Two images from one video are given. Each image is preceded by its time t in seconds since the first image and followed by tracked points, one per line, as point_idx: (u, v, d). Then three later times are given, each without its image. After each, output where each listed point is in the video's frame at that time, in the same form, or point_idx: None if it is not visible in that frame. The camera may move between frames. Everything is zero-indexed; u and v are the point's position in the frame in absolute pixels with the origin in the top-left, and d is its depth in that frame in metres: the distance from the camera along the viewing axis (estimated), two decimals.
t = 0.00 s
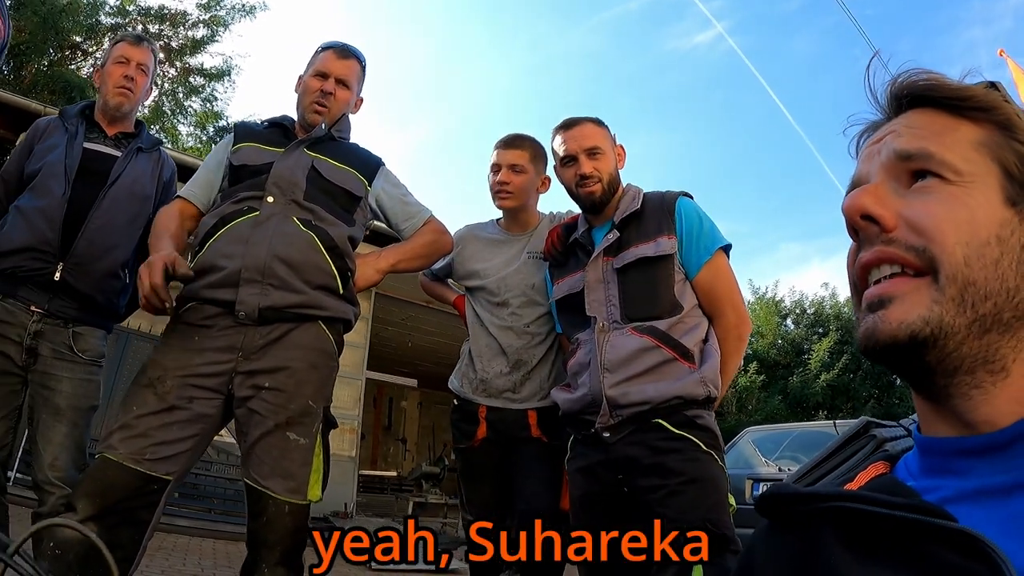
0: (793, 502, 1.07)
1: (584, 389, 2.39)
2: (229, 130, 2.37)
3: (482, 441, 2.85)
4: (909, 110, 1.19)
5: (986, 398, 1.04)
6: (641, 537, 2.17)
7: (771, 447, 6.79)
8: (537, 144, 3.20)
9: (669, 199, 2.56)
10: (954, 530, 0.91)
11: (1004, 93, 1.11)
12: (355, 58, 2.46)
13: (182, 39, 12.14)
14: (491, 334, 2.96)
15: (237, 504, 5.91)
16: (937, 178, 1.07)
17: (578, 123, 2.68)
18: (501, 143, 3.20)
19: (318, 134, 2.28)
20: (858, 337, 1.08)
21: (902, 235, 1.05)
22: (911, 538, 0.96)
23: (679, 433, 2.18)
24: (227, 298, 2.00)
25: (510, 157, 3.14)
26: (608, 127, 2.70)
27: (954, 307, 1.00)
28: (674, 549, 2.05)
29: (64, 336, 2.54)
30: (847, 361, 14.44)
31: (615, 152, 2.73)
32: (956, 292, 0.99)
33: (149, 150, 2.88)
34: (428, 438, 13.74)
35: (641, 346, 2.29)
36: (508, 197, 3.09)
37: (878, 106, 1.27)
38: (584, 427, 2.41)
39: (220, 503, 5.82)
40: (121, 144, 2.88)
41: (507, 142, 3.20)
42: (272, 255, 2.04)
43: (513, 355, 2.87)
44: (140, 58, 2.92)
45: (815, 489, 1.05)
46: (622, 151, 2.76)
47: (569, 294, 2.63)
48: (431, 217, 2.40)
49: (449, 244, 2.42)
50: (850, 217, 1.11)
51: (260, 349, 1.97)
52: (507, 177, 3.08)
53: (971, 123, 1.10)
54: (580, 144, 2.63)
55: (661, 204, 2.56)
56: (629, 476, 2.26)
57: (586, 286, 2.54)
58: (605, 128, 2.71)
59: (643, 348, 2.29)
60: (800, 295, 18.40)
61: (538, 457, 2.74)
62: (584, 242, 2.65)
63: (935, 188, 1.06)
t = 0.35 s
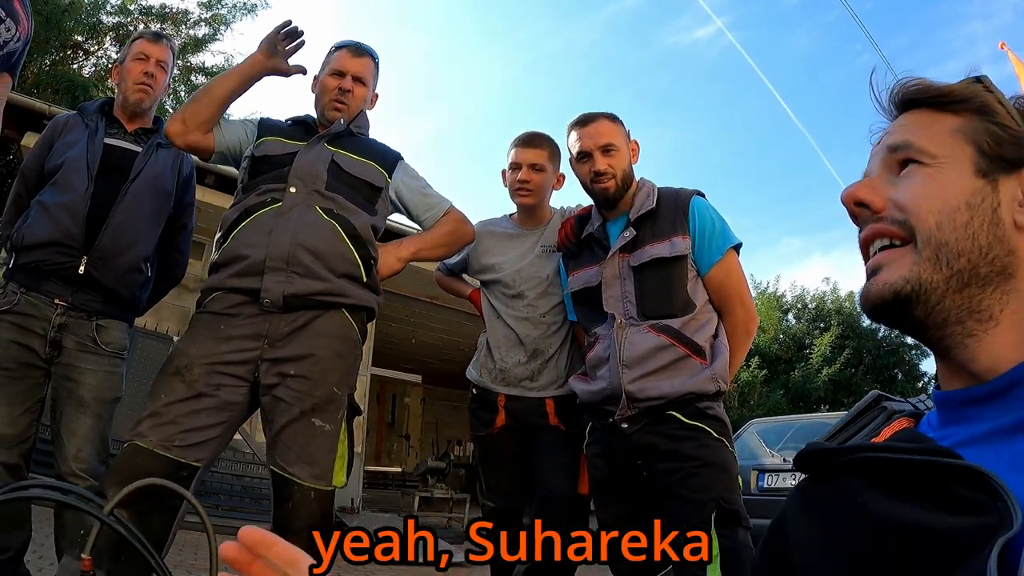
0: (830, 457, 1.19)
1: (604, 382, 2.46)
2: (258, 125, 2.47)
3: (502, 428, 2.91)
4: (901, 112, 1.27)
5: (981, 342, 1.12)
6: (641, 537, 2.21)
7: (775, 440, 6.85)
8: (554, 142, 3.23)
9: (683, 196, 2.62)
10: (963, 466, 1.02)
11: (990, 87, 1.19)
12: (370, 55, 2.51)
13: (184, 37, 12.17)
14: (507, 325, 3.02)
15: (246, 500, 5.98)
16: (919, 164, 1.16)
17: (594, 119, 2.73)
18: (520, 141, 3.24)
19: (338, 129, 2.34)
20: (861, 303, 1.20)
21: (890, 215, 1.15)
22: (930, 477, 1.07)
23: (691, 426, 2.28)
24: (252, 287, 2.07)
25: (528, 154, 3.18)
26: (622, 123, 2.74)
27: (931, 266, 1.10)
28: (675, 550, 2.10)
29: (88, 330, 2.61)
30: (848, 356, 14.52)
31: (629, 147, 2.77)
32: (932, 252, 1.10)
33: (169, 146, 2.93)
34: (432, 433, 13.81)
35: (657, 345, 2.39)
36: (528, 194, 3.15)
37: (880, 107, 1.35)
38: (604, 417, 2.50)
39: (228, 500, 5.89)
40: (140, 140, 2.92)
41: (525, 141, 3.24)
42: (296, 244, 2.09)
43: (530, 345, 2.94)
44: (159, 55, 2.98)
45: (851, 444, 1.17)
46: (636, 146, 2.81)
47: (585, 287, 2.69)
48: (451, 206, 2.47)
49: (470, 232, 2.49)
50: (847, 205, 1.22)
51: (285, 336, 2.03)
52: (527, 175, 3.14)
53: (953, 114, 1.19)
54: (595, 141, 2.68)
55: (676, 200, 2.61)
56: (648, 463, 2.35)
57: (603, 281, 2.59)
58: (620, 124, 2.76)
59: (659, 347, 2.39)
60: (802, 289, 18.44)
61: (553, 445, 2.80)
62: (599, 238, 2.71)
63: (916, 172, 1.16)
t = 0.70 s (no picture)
0: (822, 434, 1.25)
1: (605, 375, 2.51)
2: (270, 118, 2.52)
3: (505, 419, 2.97)
4: (886, 109, 1.39)
5: (961, 320, 1.20)
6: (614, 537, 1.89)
7: (778, 431, 6.87)
8: (555, 138, 3.28)
9: (679, 188, 2.65)
10: (942, 433, 1.08)
11: (965, 81, 1.31)
12: (377, 55, 2.55)
13: (184, 37, 12.22)
14: (509, 316, 3.07)
15: (253, 498, 6.03)
16: (897, 156, 1.28)
17: (590, 117, 2.77)
18: (522, 137, 3.28)
19: (345, 127, 2.38)
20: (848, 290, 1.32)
21: (871, 203, 1.27)
22: (914, 445, 1.13)
23: (690, 416, 2.33)
24: (261, 281, 2.11)
25: (530, 149, 3.22)
26: (618, 119, 2.78)
27: (909, 248, 1.21)
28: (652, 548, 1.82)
29: (98, 326, 2.66)
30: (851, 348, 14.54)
31: (626, 141, 2.81)
32: (908, 236, 1.21)
33: (174, 146, 2.98)
34: (437, 429, 13.87)
35: (655, 339, 2.43)
36: (530, 187, 3.19)
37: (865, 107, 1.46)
38: (607, 408, 2.54)
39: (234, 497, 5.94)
40: (147, 140, 2.98)
41: (527, 136, 3.28)
42: (304, 239, 2.14)
43: (531, 336, 2.98)
44: (164, 55, 3.00)
45: (840, 420, 1.23)
46: (633, 139, 2.85)
47: (587, 282, 2.73)
48: (455, 207, 2.51)
49: (473, 233, 2.53)
50: (832, 198, 1.34)
51: (294, 329, 2.07)
52: (529, 169, 3.18)
53: (930, 108, 1.31)
54: (590, 138, 2.72)
55: (672, 192, 2.65)
56: (648, 451, 2.41)
57: (603, 277, 2.64)
58: (616, 118, 2.79)
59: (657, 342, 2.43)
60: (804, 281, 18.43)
61: (556, 435, 2.85)
62: (599, 233, 2.75)
63: (893, 164, 1.28)
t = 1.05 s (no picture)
0: (833, 427, 1.24)
1: (611, 368, 2.50)
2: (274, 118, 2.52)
3: (511, 414, 2.97)
4: (879, 111, 1.38)
5: (957, 316, 1.21)
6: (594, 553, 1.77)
7: (783, 424, 6.87)
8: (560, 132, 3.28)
9: (683, 182, 2.64)
10: (951, 427, 1.09)
11: (956, 77, 1.31)
12: (358, 45, 2.53)
13: (183, 40, 12.24)
14: (513, 312, 3.07)
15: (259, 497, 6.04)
16: (892, 156, 1.29)
17: (592, 110, 2.75)
18: (527, 131, 3.27)
19: (344, 123, 2.39)
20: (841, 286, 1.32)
21: (867, 208, 1.28)
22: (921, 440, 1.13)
23: (695, 409, 2.34)
24: (264, 281, 2.12)
25: (535, 144, 3.22)
26: (620, 112, 2.77)
27: (900, 250, 1.22)
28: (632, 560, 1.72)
29: (102, 328, 2.67)
30: (855, 339, 14.51)
31: (629, 134, 2.80)
32: (901, 237, 1.22)
33: (174, 148, 2.99)
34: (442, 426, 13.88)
35: (660, 333, 2.43)
36: (537, 182, 3.19)
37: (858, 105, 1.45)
38: (612, 402, 2.53)
39: (241, 497, 5.96)
40: (146, 143, 2.97)
41: (532, 130, 3.26)
42: (306, 237, 2.15)
43: (536, 332, 2.98)
44: (162, 58, 3.02)
45: (851, 414, 1.22)
46: (636, 131, 2.84)
47: (591, 275, 2.72)
48: (461, 199, 2.51)
49: (480, 224, 2.53)
50: (830, 202, 1.35)
51: (298, 328, 2.08)
52: (535, 165, 3.17)
53: (923, 106, 1.31)
54: (592, 132, 2.71)
55: (676, 186, 2.64)
56: (654, 445, 2.41)
57: (608, 270, 2.63)
58: (619, 112, 2.78)
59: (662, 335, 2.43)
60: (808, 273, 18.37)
61: (562, 430, 2.85)
62: (603, 227, 2.74)
63: (889, 165, 1.28)
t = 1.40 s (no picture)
0: (839, 413, 1.23)
1: (612, 363, 2.50)
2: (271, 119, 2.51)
3: (514, 410, 2.97)
4: (883, 104, 1.37)
5: (967, 303, 1.20)
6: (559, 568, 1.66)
7: (789, 417, 6.84)
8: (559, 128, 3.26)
9: (687, 176, 2.63)
10: (958, 414, 1.09)
11: (959, 68, 1.30)
12: (352, 43, 2.54)
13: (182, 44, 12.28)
14: (515, 308, 3.06)
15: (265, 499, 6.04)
16: (898, 148, 1.27)
17: (597, 104, 2.75)
18: (527, 128, 3.26)
19: (338, 120, 2.38)
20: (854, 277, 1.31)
21: (875, 197, 1.26)
22: (930, 426, 1.13)
23: (696, 403, 2.33)
24: (257, 280, 2.12)
25: (536, 141, 3.20)
26: (624, 107, 2.76)
27: (910, 237, 1.21)
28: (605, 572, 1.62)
29: (103, 332, 2.68)
30: (861, 331, 14.46)
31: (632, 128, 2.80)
32: (910, 225, 1.21)
33: (172, 151, 2.98)
34: (448, 425, 13.89)
35: (663, 328, 2.42)
36: (539, 179, 3.18)
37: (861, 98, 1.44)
38: (613, 396, 2.53)
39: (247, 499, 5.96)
40: (144, 146, 2.96)
41: (532, 127, 3.25)
42: (299, 235, 2.14)
43: (539, 328, 2.97)
44: (157, 62, 3.03)
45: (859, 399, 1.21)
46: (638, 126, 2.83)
47: (594, 269, 2.72)
48: (461, 189, 2.50)
49: (482, 213, 2.51)
50: (837, 194, 1.33)
51: (293, 327, 2.07)
52: (537, 162, 3.16)
53: (926, 99, 1.30)
54: (598, 125, 2.71)
55: (679, 180, 2.63)
56: (655, 438, 2.40)
57: (611, 265, 2.62)
58: (622, 106, 2.77)
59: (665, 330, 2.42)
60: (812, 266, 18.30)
61: (565, 426, 2.85)
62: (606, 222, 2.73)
63: (895, 157, 1.27)
